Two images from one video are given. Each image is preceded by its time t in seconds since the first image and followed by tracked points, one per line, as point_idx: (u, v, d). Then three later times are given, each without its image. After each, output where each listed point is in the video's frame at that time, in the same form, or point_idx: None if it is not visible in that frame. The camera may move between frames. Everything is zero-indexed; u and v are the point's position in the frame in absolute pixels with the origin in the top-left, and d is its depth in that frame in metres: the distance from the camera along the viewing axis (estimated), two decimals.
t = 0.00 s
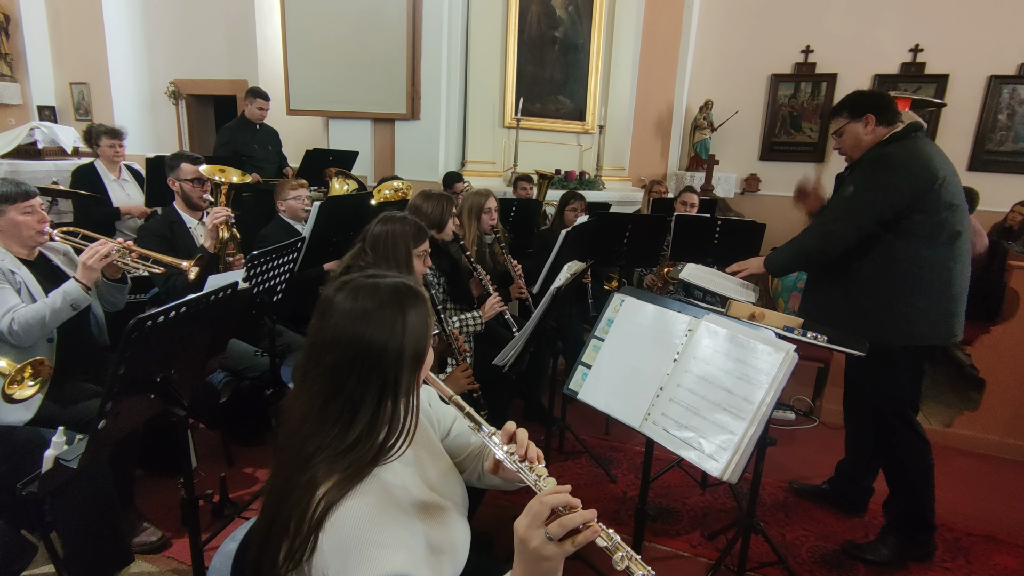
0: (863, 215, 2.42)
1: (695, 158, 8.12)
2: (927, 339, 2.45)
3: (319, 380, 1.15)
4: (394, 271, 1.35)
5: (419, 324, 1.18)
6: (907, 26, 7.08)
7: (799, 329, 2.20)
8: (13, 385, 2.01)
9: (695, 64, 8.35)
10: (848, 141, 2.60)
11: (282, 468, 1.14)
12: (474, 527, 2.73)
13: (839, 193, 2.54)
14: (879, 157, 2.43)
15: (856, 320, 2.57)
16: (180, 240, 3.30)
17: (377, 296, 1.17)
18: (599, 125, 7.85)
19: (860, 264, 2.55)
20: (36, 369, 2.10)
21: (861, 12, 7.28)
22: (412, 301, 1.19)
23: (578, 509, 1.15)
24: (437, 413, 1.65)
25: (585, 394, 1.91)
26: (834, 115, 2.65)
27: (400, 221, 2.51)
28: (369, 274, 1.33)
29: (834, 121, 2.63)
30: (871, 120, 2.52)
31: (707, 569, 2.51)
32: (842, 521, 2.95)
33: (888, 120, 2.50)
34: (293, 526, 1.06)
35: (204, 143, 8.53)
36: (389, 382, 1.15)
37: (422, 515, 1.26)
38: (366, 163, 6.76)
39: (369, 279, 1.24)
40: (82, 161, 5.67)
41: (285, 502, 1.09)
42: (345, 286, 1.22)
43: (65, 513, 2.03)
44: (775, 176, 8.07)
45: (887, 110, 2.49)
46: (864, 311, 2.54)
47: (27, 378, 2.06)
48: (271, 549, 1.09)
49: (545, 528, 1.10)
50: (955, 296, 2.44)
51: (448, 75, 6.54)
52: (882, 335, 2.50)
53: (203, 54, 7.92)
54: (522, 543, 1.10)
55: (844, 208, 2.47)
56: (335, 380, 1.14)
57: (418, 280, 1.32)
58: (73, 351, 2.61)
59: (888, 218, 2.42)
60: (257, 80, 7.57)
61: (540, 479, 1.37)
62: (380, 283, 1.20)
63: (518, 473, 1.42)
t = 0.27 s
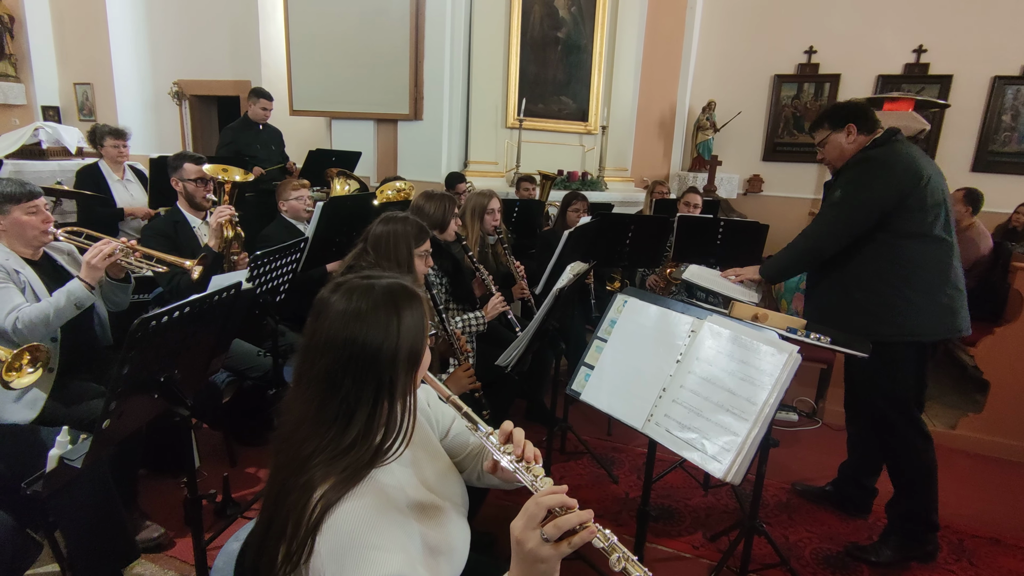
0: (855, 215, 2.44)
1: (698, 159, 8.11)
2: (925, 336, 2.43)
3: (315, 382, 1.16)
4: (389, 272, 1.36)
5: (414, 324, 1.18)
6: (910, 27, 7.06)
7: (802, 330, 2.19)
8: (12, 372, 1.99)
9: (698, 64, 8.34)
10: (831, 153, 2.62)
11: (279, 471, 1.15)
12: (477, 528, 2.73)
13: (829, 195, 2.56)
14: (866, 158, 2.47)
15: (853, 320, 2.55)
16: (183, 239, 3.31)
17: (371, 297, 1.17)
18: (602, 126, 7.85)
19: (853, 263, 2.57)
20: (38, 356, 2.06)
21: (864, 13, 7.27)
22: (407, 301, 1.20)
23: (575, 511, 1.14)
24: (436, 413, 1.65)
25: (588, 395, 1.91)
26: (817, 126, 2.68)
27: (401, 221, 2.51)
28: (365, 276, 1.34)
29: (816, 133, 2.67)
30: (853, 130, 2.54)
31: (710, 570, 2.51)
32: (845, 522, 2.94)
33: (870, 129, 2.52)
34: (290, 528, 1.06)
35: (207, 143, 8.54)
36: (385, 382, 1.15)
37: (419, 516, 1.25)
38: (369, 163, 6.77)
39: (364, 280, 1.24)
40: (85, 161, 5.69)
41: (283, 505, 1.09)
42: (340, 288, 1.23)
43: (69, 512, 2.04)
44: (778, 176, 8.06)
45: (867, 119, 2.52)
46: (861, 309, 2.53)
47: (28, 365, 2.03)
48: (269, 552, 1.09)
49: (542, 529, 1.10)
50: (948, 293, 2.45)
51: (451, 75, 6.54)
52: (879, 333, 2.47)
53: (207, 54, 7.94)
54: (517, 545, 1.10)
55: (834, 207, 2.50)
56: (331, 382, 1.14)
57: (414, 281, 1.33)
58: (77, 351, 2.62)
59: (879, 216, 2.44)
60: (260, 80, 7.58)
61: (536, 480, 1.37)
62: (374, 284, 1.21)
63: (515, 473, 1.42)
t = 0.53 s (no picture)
0: (860, 211, 2.43)
1: (700, 159, 8.10)
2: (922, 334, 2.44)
3: (315, 382, 1.16)
4: (389, 273, 1.36)
5: (413, 324, 1.18)
6: (914, 27, 7.05)
7: (804, 330, 2.19)
8: (14, 364, 1.98)
9: (700, 64, 8.33)
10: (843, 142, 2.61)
11: (279, 472, 1.15)
12: (478, 528, 2.73)
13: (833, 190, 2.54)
14: (873, 153, 2.45)
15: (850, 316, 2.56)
16: (185, 239, 3.31)
17: (369, 297, 1.17)
18: (604, 126, 7.85)
19: (854, 259, 2.55)
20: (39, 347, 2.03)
21: (867, 13, 7.26)
22: (406, 301, 1.20)
23: (575, 513, 1.14)
24: (436, 414, 1.65)
25: (590, 395, 1.91)
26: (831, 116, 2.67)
27: (402, 221, 2.51)
28: (364, 276, 1.35)
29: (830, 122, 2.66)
30: (865, 120, 2.53)
31: (711, 570, 2.50)
32: (847, 523, 2.94)
33: (882, 120, 2.51)
34: (289, 530, 1.06)
35: (209, 143, 8.57)
36: (384, 383, 1.15)
37: (419, 518, 1.25)
38: (371, 163, 6.78)
39: (363, 280, 1.25)
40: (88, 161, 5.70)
41: (282, 506, 1.09)
42: (339, 288, 1.24)
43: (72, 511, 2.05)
44: (781, 177, 8.04)
45: (881, 111, 2.51)
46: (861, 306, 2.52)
47: (28, 356, 2.01)
48: (268, 553, 1.08)
49: (541, 532, 1.09)
50: (946, 291, 2.46)
51: (453, 75, 6.55)
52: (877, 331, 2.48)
53: (209, 54, 7.96)
54: (517, 547, 1.10)
55: (838, 203, 2.48)
56: (330, 382, 1.15)
57: (413, 281, 1.33)
58: (80, 350, 2.63)
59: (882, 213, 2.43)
60: (263, 80, 7.60)
61: (536, 481, 1.37)
62: (373, 284, 1.21)
63: (515, 474, 1.42)
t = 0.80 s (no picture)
0: (866, 217, 2.42)
1: (703, 159, 8.07)
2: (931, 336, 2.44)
3: (319, 381, 1.15)
4: (392, 272, 1.36)
5: (417, 324, 1.18)
6: (917, 27, 7.03)
7: (807, 331, 2.18)
8: (15, 352, 1.99)
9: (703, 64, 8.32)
10: (836, 147, 2.57)
11: (282, 471, 1.14)
12: (480, 527, 2.73)
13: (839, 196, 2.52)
14: (877, 157, 2.43)
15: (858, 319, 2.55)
16: (187, 239, 3.31)
17: (373, 297, 1.17)
18: (606, 126, 7.83)
19: (861, 263, 2.55)
20: (39, 335, 2.04)
21: (871, 13, 7.24)
22: (410, 300, 1.19)
23: (580, 511, 1.14)
24: (440, 413, 1.64)
25: (592, 395, 1.90)
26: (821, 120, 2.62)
27: (403, 221, 2.51)
28: (368, 276, 1.34)
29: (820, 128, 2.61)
30: (860, 126, 2.50)
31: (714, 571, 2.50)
32: (850, 524, 2.93)
33: (876, 124, 2.49)
34: (293, 529, 1.06)
35: (212, 143, 8.58)
36: (388, 382, 1.14)
37: (423, 517, 1.25)
38: (373, 163, 6.78)
39: (366, 280, 1.24)
40: (91, 160, 5.72)
41: (286, 505, 1.09)
42: (343, 288, 1.23)
43: (74, 510, 2.05)
44: (783, 177, 8.03)
45: (874, 113, 2.48)
46: (869, 309, 2.52)
47: (28, 343, 2.01)
48: (272, 552, 1.08)
49: (546, 530, 1.09)
50: (952, 292, 2.45)
51: (455, 75, 6.55)
52: (886, 333, 2.47)
53: (212, 54, 7.97)
54: (522, 546, 1.10)
55: (846, 207, 2.46)
56: (334, 382, 1.14)
57: (416, 280, 1.32)
58: (83, 350, 2.63)
59: (888, 216, 2.42)
60: (265, 80, 7.61)
61: (541, 479, 1.37)
62: (377, 283, 1.21)
63: (520, 473, 1.42)
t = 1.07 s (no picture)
0: (895, 210, 2.33)
1: (705, 159, 8.07)
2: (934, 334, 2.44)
3: (326, 380, 1.15)
4: (400, 271, 1.35)
5: (426, 324, 1.17)
6: (921, 27, 7.01)
7: (810, 332, 2.17)
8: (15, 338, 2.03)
9: (705, 64, 8.31)
10: (851, 139, 2.55)
11: (289, 468, 1.14)
12: (482, 527, 2.73)
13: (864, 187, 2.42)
14: (904, 149, 2.37)
15: (864, 313, 2.51)
16: (190, 239, 3.32)
17: (382, 296, 1.16)
18: (608, 126, 7.83)
19: (874, 259, 2.49)
20: (36, 319, 2.08)
21: (874, 12, 7.22)
22: (418, 300, 1.19)
23: (588, 508, 1.14)
24: (444, 414, 1.64)
25: (594, 396, 1.90)
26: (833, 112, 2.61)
27: (407, 221, 2.51)
28: (376, 275, 1.33)
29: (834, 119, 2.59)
30: (876, 117, 2.48)
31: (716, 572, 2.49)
32: (853, 525, 2.92)
33: (890, 116, 2.47)
34: (300, 526, 1.06)
35: (215, 143, 8.60)
36: (396, 382, 1.14)
37: (429, 515, 1.25)
38: (375, 163, 6.79)
39: (375, 279, 1.23)
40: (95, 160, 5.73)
41: (293, 502, 1.09)
42: (351, 287, 1.22)
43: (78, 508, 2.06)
44: (786, 177, 8.01)
45: (889, 106, 2.47)
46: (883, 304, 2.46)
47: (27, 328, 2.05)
48: (278, 549, 1.08)
49: (555, 527, 1.09)
50: (952, 294, 2.46)
51: (458, 75, 6.56)
52: (896, 331, 2.44)
53: (215, 55, 7.99)
54: (531, 543, 1.10)
55: (874, 198, 2.36)
56: (342, 381, 1.13)
57: (424, 280, 1.32)
58: (86, 349, 2.64)
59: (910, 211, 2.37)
60: (268, 81, 7.62)
61: (549, 478, 1.37)
62: (386, 283, 1.20)
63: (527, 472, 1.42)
